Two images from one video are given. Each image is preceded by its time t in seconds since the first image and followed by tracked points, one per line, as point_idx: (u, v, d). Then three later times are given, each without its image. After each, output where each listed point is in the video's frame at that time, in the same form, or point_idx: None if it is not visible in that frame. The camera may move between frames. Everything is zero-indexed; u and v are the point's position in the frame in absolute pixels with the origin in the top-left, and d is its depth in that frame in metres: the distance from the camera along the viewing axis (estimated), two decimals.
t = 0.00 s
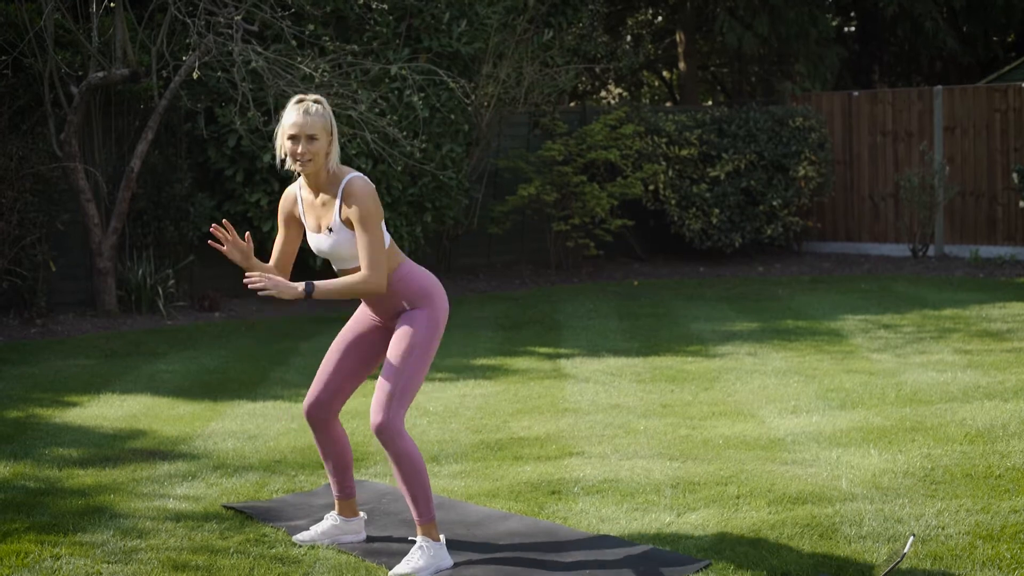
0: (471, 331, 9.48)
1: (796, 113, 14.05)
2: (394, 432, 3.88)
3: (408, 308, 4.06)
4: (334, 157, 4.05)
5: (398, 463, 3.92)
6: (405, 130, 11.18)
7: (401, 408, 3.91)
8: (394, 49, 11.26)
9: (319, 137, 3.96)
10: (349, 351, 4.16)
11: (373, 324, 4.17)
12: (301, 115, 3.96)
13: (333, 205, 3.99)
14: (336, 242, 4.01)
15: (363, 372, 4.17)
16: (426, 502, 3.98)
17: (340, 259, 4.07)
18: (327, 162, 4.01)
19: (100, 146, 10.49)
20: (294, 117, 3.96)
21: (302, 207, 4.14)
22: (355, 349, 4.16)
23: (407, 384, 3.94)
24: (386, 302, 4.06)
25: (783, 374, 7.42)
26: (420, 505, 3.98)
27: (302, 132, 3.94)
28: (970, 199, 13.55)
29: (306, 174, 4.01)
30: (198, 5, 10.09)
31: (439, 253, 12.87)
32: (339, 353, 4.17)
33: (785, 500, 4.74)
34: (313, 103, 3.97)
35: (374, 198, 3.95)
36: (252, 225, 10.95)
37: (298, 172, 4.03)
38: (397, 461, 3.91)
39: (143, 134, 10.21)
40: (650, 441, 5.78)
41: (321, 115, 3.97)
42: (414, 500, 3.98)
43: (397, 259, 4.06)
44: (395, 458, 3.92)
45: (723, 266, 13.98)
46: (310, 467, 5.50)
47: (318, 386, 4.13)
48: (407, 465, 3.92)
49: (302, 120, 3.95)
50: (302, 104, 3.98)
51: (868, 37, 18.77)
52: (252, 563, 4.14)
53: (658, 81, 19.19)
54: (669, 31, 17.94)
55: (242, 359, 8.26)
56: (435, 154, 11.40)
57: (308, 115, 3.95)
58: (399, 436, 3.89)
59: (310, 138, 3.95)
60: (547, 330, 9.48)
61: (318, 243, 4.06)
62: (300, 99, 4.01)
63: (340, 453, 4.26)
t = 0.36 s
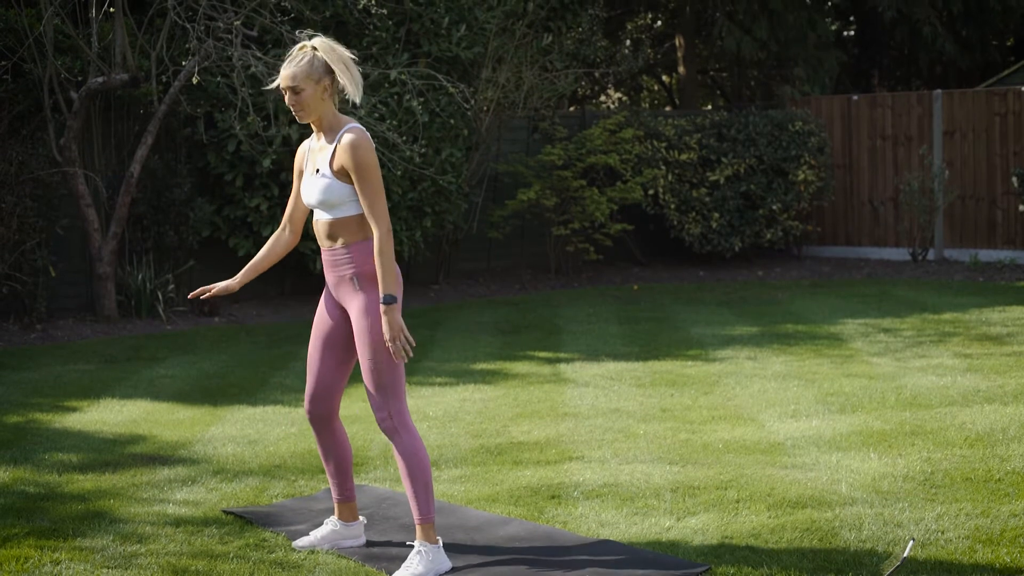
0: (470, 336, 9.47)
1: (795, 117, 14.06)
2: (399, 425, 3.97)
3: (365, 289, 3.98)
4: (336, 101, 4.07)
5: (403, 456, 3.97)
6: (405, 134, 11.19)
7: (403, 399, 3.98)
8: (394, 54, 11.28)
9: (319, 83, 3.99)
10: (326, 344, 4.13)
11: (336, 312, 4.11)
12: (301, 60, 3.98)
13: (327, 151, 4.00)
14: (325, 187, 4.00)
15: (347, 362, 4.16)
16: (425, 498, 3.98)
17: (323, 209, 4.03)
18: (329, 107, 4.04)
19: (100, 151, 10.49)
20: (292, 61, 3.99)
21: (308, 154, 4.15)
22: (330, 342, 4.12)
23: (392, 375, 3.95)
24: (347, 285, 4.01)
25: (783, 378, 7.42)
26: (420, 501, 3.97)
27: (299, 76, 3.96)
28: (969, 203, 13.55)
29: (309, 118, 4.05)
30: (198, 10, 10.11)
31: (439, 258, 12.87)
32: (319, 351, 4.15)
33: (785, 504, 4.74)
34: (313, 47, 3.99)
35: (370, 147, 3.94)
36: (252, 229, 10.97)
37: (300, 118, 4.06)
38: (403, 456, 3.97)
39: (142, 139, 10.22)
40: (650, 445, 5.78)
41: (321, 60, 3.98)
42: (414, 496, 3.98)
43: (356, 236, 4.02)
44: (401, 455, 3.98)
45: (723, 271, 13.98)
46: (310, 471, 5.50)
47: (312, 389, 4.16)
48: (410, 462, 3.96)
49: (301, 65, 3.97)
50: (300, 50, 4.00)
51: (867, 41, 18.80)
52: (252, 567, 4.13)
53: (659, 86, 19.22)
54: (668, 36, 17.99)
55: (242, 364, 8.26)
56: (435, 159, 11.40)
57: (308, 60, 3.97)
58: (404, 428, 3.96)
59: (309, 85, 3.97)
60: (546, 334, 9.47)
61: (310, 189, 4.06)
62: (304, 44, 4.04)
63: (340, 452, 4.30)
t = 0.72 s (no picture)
0: (470, 336, 9.47)
1: (794, 117, 14.06)
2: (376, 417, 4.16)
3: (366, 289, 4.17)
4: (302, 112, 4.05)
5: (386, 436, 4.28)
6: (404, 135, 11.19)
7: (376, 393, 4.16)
8: (393, 54, 11.27)
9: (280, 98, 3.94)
10: (320, 335, 4.23)
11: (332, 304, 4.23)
12: (262, 77, 3.94)
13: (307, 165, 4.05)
14: (308, 200, 4.08)
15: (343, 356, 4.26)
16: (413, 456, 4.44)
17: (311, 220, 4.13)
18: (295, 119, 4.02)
19: (99, 152, 10.50)
20: (253, 80, 3.95)
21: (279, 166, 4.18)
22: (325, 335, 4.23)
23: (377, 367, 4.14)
24: (347, 281, 4.16)
25: (782, 378, 7.42)
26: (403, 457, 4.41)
27: (263, 94, 3.93)
28: (968, 203, 13.56)
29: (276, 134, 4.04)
30: (197, 11, 10.10)
31: (438, 258, 12.87)
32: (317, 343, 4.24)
33: (784, 504, 4.74)
34: (271, 62, 3.95)
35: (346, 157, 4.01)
36: (251, 230, 10.99)
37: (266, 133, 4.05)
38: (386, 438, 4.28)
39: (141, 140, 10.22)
40: (650, 446, 5.78)
41: (280, 74, 3.94)
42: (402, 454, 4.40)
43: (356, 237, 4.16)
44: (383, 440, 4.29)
45: (722, 271, 13.99)
46: (309, 472, 5.50)
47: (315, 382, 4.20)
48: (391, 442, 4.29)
49: (263, 82, 3.94)
50: (261, 66, 3.96)
51: (866, 42, 18.81)
52: (252, 568, 4.14)
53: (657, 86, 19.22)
54: (667, 36, 17.98)
55: (241, 365, 8.25)
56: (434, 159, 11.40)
57: (268, 77, 3.94)
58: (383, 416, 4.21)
59: (274, 101, 3.94)
60: (545, 335, 9.47)
61: (290, 202, 4.12)
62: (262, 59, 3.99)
63: (345, 450, 4.26)
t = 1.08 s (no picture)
0: (465, 335, 9.47)
1: (789, 115, 14.07)
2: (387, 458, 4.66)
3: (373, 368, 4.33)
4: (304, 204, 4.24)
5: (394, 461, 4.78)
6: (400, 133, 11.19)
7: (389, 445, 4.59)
8: (388, 53, 11.27)
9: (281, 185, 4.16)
10: (312, 381, 4.33)
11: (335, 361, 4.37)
12: (270, 162, 4.18)
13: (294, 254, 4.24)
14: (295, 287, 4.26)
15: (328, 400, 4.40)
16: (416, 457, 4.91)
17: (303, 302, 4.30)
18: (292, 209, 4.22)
19: (94, 151, 10.48)
20: (261, 163, 4.19)
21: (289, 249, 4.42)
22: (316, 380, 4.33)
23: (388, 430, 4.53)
24: (354, 360, 4.32)
25: (778, 375, 7.43)
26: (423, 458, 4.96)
27: (264, 179, 4.16)
28: (964, 200, 13.58)
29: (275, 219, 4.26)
30: (191, 9, 10.09)
31: (433, 257, 12.87)
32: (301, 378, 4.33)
33: (779, 502, 4.74)
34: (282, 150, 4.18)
35: (319, 254, 4.11)
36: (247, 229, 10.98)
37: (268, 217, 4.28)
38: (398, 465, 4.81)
39: (136, 139, 10.20)
40: (645, 443, 5.78)
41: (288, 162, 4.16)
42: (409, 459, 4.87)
43: (364, 323, 4.27)
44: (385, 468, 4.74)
45: (717, 269, 14.00)
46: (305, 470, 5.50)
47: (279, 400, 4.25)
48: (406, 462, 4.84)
49: (268, 167, 4.18)
50: (272, 153, 4.20)
51: (861, 39, 18.84)
52: (247, 567, 4.13)
53: (652, 84, 19.22)
54: (662, 34, 17.98)
55: (237, 364, 8.25)
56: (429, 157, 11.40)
57: (276, 163, 4.18)
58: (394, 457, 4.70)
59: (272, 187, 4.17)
60: (541, 333, 9.47)
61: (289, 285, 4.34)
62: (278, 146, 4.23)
63: (308, 464, 4.26)
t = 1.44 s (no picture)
0: (462, 332, 9.47)
1: (786, 111, 14.07)
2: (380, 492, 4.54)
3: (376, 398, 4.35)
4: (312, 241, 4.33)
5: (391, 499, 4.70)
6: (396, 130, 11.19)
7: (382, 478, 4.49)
8: (385, 49, 11.27)
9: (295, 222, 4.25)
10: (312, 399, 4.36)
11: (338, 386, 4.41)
12: (284, 200, 4.26)
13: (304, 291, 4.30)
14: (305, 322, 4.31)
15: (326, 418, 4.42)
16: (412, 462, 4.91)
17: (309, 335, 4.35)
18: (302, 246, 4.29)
19: (91, 148, 10.46)
20: (273, 200, 4.27)
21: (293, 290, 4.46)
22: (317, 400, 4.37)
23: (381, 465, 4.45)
24: (357, 388, 4.35)
25: (775, 372, 7.43)
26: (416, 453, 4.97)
27: (279, 216, 4.23)
28: (961, 197, 13.60)
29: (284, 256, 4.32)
30: (188, 6, 10.08)
31: (430, 254, 12.86)
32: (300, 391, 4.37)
33: (776, 498, 4.75)
34: (295, 189, 4.29)
35: (337, 288, 4.20)
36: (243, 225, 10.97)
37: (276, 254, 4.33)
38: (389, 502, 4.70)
39: (133, 136, 10.19)
40: (642, 440, 5.78)
41: (302, 202, 4.28)
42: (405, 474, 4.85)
43: (370, 355, 4.33)
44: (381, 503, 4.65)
45: (714, 265, 13.99)
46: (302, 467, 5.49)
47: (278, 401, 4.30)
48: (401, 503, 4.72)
49: (281, 204, 4.25)
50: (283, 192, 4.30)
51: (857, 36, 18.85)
52: (244, 564, 4.13)
53: (649, 81, 19.20)
54: (659, 31, 17.98)
55: (233, 360, 8.23)
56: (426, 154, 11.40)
57: (288, 202, 4.26)
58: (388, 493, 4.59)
59: (286, 224, 4.25)
60: (538, 330, 9.47)
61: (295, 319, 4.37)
62: (290, 185, 4.33)
63: (301, 467, 4.28)
